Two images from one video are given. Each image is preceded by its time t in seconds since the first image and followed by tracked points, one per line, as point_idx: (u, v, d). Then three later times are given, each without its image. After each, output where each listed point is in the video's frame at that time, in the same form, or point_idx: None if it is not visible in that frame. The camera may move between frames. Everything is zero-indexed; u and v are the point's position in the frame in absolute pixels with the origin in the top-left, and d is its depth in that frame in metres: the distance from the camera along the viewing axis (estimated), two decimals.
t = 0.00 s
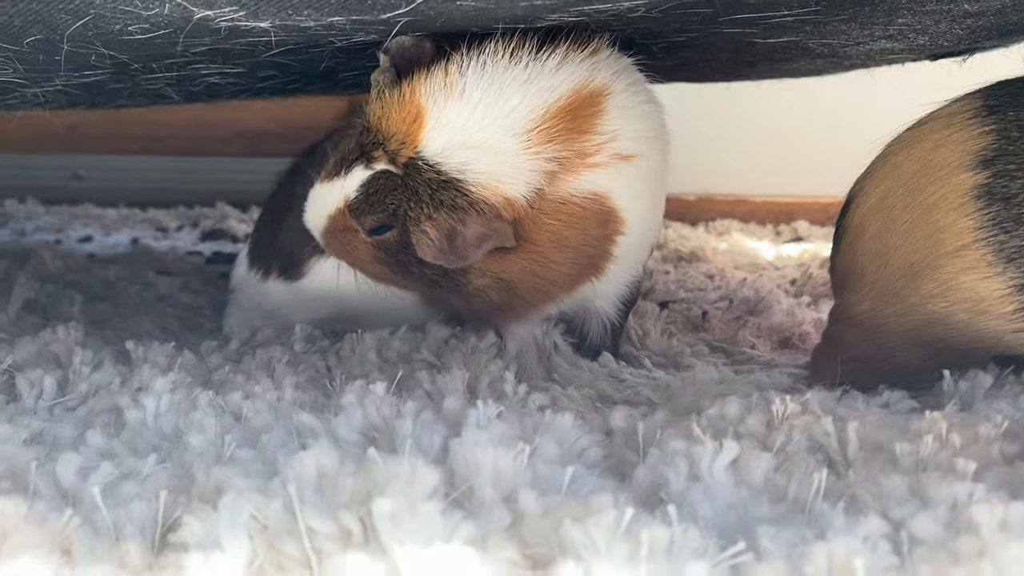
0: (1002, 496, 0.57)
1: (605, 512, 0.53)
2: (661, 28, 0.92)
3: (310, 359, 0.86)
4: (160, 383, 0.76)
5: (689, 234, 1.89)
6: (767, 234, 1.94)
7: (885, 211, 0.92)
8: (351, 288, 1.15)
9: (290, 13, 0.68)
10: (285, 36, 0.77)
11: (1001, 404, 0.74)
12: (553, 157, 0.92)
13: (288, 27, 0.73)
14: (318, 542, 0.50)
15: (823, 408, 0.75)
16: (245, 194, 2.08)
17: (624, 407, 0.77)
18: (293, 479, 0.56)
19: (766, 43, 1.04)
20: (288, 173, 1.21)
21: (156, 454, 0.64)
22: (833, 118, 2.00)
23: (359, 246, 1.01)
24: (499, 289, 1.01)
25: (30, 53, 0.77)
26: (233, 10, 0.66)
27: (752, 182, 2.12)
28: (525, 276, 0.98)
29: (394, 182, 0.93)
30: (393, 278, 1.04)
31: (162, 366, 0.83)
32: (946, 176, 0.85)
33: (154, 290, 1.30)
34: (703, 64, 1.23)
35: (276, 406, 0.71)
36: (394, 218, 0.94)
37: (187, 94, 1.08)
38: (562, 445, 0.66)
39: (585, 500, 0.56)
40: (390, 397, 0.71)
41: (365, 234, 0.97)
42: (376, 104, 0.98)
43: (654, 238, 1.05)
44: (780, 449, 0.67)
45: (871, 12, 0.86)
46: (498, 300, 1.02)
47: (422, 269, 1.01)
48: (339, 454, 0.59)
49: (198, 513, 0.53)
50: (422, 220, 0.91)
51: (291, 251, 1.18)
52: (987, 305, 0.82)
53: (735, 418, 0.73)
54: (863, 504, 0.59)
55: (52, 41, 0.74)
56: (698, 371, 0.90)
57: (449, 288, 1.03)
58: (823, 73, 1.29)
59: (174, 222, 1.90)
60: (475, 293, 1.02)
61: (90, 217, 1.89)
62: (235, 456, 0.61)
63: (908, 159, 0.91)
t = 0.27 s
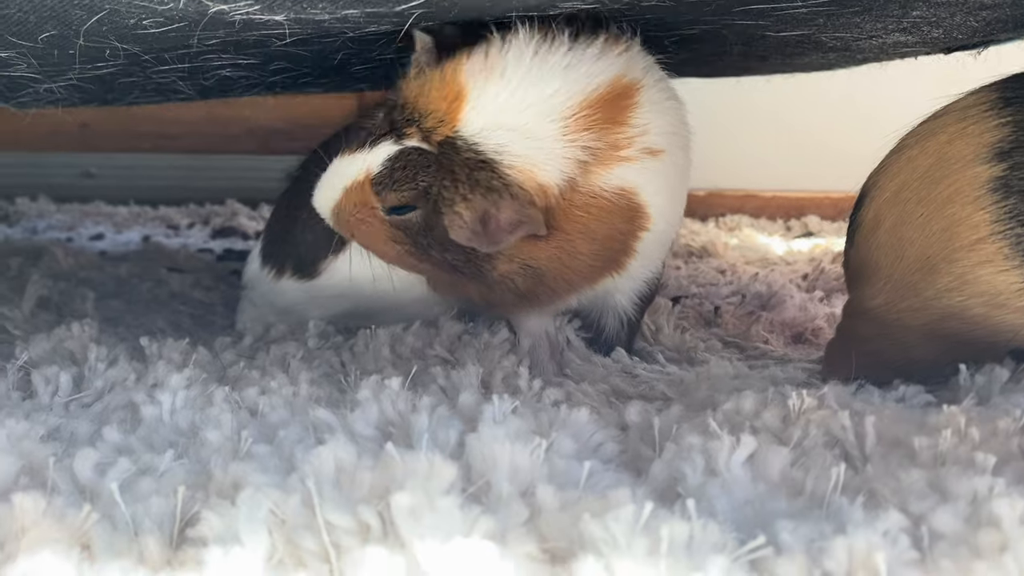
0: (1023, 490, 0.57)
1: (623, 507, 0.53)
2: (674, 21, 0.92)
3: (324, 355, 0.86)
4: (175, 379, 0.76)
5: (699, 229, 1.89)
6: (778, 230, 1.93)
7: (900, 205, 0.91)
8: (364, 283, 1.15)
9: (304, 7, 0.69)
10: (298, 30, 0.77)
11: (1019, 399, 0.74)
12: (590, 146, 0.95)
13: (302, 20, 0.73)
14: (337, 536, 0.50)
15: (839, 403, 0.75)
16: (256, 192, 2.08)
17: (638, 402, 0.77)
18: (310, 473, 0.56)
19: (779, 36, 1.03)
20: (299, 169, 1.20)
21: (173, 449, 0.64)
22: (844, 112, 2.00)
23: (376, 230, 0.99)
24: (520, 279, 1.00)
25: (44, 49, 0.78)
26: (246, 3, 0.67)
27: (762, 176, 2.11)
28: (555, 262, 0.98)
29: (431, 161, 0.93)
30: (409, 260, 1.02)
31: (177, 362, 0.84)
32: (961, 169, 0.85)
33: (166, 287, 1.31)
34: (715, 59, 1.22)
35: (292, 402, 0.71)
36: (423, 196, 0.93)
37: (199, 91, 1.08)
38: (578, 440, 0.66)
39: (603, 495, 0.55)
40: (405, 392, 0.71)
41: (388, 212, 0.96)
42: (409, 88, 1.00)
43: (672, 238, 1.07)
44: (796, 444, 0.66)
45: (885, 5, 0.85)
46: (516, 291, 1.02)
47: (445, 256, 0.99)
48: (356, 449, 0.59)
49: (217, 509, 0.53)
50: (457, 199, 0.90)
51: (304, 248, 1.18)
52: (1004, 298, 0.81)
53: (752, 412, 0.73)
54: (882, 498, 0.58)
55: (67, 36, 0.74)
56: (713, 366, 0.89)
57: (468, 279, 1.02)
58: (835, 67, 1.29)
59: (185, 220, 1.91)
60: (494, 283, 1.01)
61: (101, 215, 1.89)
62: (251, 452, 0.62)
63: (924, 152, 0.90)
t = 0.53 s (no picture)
0: None
1: (630, 508, 0.53)
2: (678, 21, 0.92)
3: (330, 355, 0.86)
4: (182, 380, 0.76)
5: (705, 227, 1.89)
6: (784, 227, 1.93)
7: (904, 204, 0.91)
8: (360, 289, 1.12)
9: (311, 10, 0.69)
10: (302, 35, 0.78)
11: None
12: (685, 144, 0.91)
13: (308, 25, 0.74)
14: (345, 538, 0.50)
15: (846, 402, 0.75)
16: (261, 191, 2.08)
17: (645, 401, 0.77)
18: (317, 474, 0.56)
19: (784, 35, 1.03)
20: (299, 176, 1.18)
21: (180, 450, 0.64)
22: (850, 109, 1.99)
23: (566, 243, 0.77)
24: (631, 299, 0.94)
25: (50, 51, 0.78)
26: (252, 7, 0.68)
27: (765, 175, 2.11)
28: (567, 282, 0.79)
29: (476, 152, 0.87)
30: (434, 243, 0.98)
31: (184, 362, 0.84)
32: (968, 167, 0.84)
33: (173, 288, 1.31)
34: (720, 57, 1.22)
35: (298, 402, 0.71)
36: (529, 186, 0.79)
37: (205, 93, 1.08)
38: (584, 439, 0.66)
39: (610, 495, 0.55)
40: (411, 392, 0.71)
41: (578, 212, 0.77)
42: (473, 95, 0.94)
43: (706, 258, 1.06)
44: (803, 443, 0.66)
45: (891, 3, 0.85)
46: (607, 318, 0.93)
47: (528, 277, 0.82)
48: (363, 450, 0.59)
49: (225, 510, 0.53)
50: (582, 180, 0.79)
51: (297, 252, 1.15)
52: (1012, 296, 0.81)
53: (758, 412, 0.72)
54: (889, 497, 0.58)
55: (72, 39, 0.74)
56: (721, 364, 0.89)
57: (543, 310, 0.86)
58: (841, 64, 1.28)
59: (191, 220, 1.91)
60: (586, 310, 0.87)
61: (108, 215, 1.90)
62: (258, 453, 0.62)
63: (929, 151, 0.90)
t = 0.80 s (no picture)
0: None
1: (631, 509, 0.53)
2: (680, 24, 0.92)
3: (333, 356, 0.86)
4: (185, 381, 0.76)
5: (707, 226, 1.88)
6: (786, 226, 1.93)
7: (906, 204, 0.91)
8: (349, 294, 1.12)
9: (311, 12, 0.70)
10: (303, 39, 0.78)
11: None
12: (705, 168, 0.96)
13: (309, 28, 0.74)
14: (346, 539, 0.51)
15: (847, 402, 0.75)
16: (264, 192, 2.09)
17: (646, 402, 0.77)
18: (319, 475, 0.56)
19: (785, 34, 1.03)
20: (294, 185, 1.19)
21: (183, 451, 0.64)
22: (852, 108, 1.99)
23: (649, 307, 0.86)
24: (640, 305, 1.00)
25: (53, 52, 0.78)
26: (253, 9, 0.68)
27: (765, 175, 2.10)
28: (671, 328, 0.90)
29: (529, 201, 0.92)
30: (463, 268, 1.02)
31: (186, 364, 0.84)
32: (970, 167, 0.84)
33: (175, 288, 1.31)
34: (722, 56, 1.22)
35: (300, 403, 0.72)
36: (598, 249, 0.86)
37: (207, 95, 1.08)
38: (586, 440, 0.66)
39: (611, 496, 0.55)
40: (413, 394, 0.72)
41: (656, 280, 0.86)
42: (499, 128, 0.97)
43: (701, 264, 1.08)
44: (805, 444, 0.66)
45: (892, 2, 0.85)
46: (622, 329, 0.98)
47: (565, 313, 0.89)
48: (365, 451, 0.60)
49: (227, 512, 0.53)
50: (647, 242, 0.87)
51: (288, 256, 1.15)
52: (1013, 296, 0.81)
53: (759, 412, 0.72)
54: (890, 497, 0.58)
55: (74, 40, 0.74)
56: (723, 365, 0.89)
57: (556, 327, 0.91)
58: (843, 63, 1.28)
59: (193, 220, 1.91)
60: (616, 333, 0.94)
61: (111, 216, 1.90)
62: (260, 454, 0.62)
63: (931, 151, 0.90)
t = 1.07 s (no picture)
0: None
1: (627, 512, 0.53)
2: (678, 27, 0.92)
3: (331, 358, 0.86)
4: (182, 384, 0.76)
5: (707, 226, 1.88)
6: (787, 226, 1.92)
7: (904, 205, 0.91)
8: (346, 297, 1.12)
9: (307, 15, 0.70)
10: (300, 42, 0.78)
11: None
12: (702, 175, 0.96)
13: (305, 31, 0.74)
14: (342, 543, 0.51)
15: (846, 403, 0.75)
16: (264, 192, 2.09)
17: (644, 404, 0.77)
18: (315, 479, 0.56)
19: (784, 35, 1.03)
20: (293, 187, 1.19)
21: (180, 455, 0.64)
22: (852, 108, 1.99)
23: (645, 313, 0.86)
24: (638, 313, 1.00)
25: (51, 54, 0.78)
26: (249, 12, 0.68)
27: (764, 176, 2.10)
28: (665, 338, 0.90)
29: (525, 209, 0.92)
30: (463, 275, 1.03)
31: (184, 366, 0.84)
32: (969, 168, 0.84)
33: (175, 290, 1.31)
34: (721, 57, 1.22)
35: (297, 406, 0.72)
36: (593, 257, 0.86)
37: (205, 97, 1.08)
38: (583, 443, 0.66)
39: (608, 499, 0.55)
40: (410, 396, 0.71)
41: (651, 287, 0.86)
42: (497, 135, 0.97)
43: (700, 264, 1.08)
44: (802, 446, 0.66)
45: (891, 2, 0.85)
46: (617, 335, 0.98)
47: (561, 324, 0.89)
48: (361, 454, 0.60)
49: (223, 515, 0.53)
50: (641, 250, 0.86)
51: (286, 258, 1.15)
52: (1012, 297, 0.81)
53: (757, 414, 0.72)
54: (888, 500, 0.58)
55: (71, 42, 0.74)
56: (722, 367, 0.89)
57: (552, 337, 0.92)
58: (842, 63, 1.28)
59: (194, 222, 1.91)
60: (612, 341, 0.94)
61: (112, 217, 1.90)
62: (257, 458, 0.62)
63: (930, 151, 0.90)
